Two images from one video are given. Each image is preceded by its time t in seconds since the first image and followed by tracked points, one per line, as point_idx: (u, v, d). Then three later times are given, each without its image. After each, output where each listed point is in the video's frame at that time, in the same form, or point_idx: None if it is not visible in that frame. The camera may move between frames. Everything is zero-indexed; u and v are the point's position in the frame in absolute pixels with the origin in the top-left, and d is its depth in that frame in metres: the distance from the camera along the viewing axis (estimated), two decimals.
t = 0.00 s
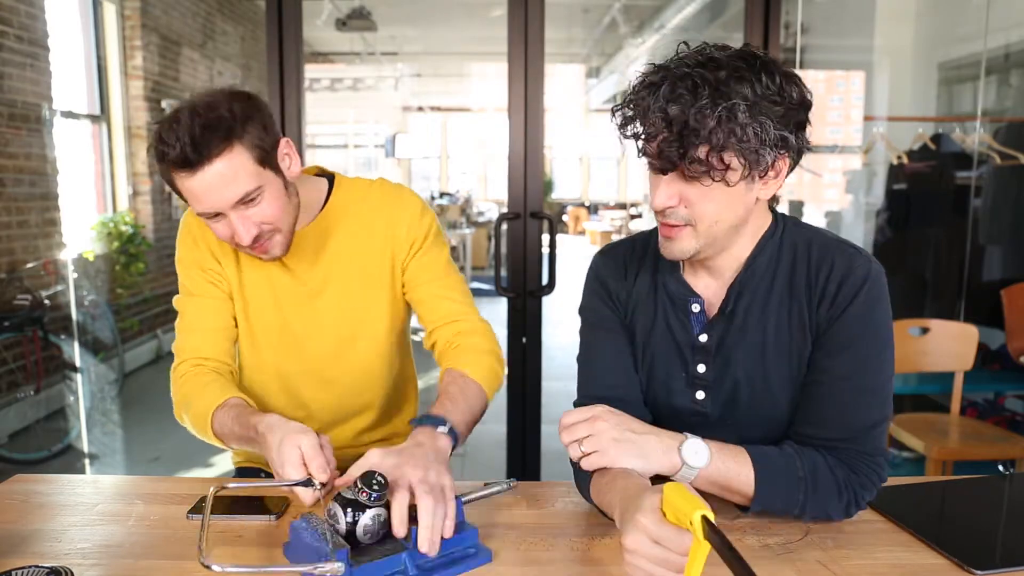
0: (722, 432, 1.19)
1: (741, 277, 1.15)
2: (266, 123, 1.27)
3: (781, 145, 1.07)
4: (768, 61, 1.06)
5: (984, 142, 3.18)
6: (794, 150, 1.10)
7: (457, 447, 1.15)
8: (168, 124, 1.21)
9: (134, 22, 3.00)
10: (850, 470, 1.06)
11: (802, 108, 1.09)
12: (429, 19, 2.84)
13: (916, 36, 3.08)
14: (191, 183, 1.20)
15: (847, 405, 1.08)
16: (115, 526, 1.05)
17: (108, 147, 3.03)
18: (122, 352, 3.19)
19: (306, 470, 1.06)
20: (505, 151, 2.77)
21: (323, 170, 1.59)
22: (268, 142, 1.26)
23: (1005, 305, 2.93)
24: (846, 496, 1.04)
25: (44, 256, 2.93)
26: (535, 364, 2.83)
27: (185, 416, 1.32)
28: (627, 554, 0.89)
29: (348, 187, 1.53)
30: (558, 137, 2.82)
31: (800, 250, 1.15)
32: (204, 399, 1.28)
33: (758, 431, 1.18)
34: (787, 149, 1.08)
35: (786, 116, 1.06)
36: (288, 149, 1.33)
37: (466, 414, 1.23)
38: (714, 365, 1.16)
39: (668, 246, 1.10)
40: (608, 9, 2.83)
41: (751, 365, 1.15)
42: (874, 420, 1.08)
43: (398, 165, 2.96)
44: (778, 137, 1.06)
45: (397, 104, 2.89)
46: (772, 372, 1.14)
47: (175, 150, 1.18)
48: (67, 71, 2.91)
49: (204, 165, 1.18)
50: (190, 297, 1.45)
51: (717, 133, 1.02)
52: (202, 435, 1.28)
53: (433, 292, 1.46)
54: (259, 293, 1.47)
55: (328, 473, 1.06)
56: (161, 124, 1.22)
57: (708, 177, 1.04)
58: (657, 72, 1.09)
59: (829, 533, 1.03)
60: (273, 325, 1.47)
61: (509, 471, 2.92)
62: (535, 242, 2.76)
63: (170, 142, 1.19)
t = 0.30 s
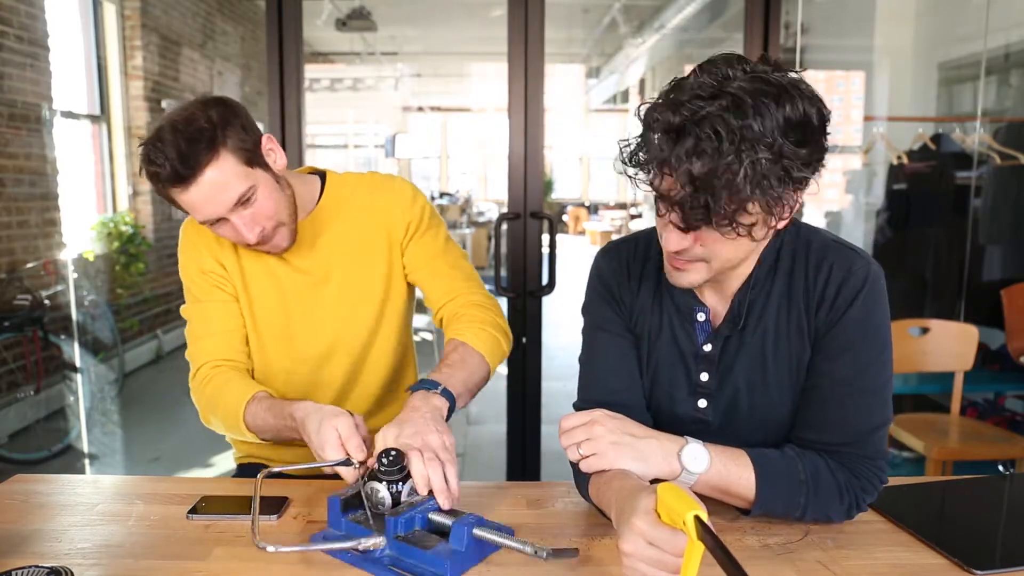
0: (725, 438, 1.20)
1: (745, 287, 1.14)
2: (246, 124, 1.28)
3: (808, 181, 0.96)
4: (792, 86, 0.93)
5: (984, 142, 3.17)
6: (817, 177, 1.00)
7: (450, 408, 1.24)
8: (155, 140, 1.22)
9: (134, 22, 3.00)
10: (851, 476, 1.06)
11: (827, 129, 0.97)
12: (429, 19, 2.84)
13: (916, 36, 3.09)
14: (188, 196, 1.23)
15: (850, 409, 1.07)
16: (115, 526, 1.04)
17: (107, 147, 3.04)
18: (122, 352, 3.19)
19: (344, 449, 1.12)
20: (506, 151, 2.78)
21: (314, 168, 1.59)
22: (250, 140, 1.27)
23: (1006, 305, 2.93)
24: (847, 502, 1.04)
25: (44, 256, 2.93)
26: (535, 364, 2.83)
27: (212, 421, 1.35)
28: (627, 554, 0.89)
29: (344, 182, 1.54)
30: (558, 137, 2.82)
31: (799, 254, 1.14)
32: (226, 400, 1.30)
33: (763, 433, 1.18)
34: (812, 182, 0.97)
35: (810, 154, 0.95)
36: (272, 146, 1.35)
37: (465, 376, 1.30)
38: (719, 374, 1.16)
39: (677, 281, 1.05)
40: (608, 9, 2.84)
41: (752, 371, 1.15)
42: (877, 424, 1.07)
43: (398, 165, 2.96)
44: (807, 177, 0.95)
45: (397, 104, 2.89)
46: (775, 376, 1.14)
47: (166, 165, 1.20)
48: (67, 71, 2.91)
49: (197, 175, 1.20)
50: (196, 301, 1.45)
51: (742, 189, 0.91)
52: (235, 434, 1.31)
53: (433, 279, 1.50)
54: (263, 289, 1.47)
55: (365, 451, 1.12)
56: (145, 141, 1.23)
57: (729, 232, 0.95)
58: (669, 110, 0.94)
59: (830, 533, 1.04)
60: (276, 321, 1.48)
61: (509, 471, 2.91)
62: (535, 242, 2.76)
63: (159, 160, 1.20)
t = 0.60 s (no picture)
0: (724, 438, 1.20)
1: (745, 287, 1.15)
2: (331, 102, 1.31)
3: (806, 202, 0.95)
4: (791, 108, 0.89)
5: (984, 142, 3.17)
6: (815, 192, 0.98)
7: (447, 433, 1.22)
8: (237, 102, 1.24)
9: (134, 22, 3.03)
10: (851, 476, 1.06)
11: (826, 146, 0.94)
12: (429, 19, 2.84)
13: (916, 37, 3.09)
14: (263, 154, 1.24)
15: (850, 409, 1.07)
16: (114, 526, 1.04)
17: (107, 147, 3.05)
18: (122, 352, 3.19)
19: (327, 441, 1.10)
20: (506, 151, 2.78)
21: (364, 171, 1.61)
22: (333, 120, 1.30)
23: (1006, 305, 2.93)
24: (846, 502, 1.04)
25: (44, 256, 2.91)
26: (535, 364, 2.83)
27: (201, 384, 1.35)
28: (627, 555, 0.89)
29: (383, 191, 1.55)
30: (558, 137, 2.82)
31: (801, 254, 1.15)
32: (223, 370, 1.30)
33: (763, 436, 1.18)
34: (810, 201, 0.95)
35: (809, 178, 0.92)
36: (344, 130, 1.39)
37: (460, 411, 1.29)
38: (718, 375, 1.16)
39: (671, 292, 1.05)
40: (608, 9, 2.84)
41: (751, 370, 1.15)
42: (876, 424, 1.07)
43: (399, 165, 2.94)
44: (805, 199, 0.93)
45: (397, 104, 2.89)
46: (775, 376, 1.14)
47: (244, 123, 1.23)
48: (66, 71, 2.89)
49: (275, 140, 1.23)
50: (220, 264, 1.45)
51: (739, 222, 0.89)
52: (221, 404, 1.31)
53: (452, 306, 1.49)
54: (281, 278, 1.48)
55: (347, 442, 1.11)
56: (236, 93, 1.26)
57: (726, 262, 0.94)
58: (666, 138, 0.91)
59: (829, 533, 1.04)
60: (290, 314, 1.48)
61: (509, 471, 2.91)
62: (535, 242, 2.76)
63: (251, 114, 1.22)
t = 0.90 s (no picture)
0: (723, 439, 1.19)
1: (734, 288, 1.14)
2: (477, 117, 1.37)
3: (728, 201, 0.96)
4: (697, 108, 0.93)
5: (984, 142, 3.17)
6: (751, 194, 0.99)
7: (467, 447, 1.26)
8: (416, 71, 1.31)
9: (134, 23, 3.02)
10: (848, 475, 1.06)
11: (751, 148, 0.96)
12: (429, 19, 2.84)
13: (916, 36, 3.09)
14: (408, 121, 1.28)
15: (847, 410, 1.07)
16: (114, 526, 1.05)
17: (108, 147, 3.05)
18: (122, 352, 3.19)
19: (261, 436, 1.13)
20: (505, 151, 2.77)
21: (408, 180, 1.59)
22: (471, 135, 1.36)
23: (1006, 305, 2.93)
24: (845, 501, 1.05)
25: (44, 256, 2.91)
26: (535, 364, 2.83)
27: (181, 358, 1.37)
28: (625, 556, 0.89)
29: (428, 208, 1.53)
30: (559, 137, 2.81)
31: (793, 254, 1.14)
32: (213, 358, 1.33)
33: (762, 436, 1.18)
34: (734, 200, 0.97)
35: (721, 174, 0.94)
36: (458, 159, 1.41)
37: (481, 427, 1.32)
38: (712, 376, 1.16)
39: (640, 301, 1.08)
40: (608, 9, 2.84)
41: (746, 370, 1.15)
42: (872, 423, 1.07)
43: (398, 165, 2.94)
44: (718, 198, 0.95)
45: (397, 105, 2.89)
46: (769, 377, 1.14)
47: (421, 90, 1.28)
48: (66, 71, 2.90)
49: (431, 115, 1.28)
50: (236, 260, 1.44)
51: (639, 215, 0.94)
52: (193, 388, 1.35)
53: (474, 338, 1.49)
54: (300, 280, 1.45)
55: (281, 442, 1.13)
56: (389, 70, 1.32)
57: (639, 254, 0.99)
58: (579, 144, 0.99)
59: (829, 533, 1.04)
60: (305, 317, 1.44)
61: (509, 471, 2.91)
62: (535, 241, 2.76)
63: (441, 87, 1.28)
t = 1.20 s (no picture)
0: (728, 439, 1.20)
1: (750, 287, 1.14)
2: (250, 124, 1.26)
3: (769, 207, 0.95)
4: (745, 113, 0.92)
5: (984, 142, 3.17)
6: (789, 199, 0.98)
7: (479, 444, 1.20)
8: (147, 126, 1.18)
9: (134, 23, 3.03)
10: (851, 474, 1.06)
11: (792, 153, 0.95)
12: (429, 19, 2.84)
13: (916, 36, 3.09)
14: (177, 186, 1.19)
15: (848, 409, 1.07)
16: (115, 526, 1.04)
17: (108, 147, 3.04)
18: (122, 352, 3.20)
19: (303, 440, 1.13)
20: (505, 150, 2.77)
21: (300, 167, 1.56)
22: (254, 145, 1.27)
23: (1006, 305, 2.92)
24: (846, 501, 1.05)
25: (44, 256, 2.91)
26: (535, 364, 2.83)
27: (191, 417, 1.36)
28: (625, 556, 0.89)
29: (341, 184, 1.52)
30: (558, 137, 2.81)
31: (803, 255, 1.14)
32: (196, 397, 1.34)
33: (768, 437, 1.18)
34: (775, 206, 0.96)
35: (768, 179, 0.93)
36: (268, 150, 1.33)
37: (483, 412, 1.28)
38: (723, 375, 1.16)
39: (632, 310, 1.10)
40: (608, 9, 2.84)
41: (754, 370, 1.15)
42: (876, 423, 1.07)
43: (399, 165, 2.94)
44: (763, 203, 0.94)
45: (397, 105, 2.89)
46: (775, 376, 1.14)
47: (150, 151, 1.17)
48: (66, 71, 2.89)
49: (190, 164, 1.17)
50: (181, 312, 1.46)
51: (687, 220, 0.92)
52: (211, 433, 1.33)
53: (429, 290, 1.46)
54: (237, 296, 1.46)
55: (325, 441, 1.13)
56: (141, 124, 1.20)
57: (682, 258, 0.96)
58: (619, 143, 0.96)
59: (829, 533, 1.04)
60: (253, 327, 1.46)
61: (509, 471, 2.91)
62: (535, 241, 2.76)
63: (158, 144, 1.17)
